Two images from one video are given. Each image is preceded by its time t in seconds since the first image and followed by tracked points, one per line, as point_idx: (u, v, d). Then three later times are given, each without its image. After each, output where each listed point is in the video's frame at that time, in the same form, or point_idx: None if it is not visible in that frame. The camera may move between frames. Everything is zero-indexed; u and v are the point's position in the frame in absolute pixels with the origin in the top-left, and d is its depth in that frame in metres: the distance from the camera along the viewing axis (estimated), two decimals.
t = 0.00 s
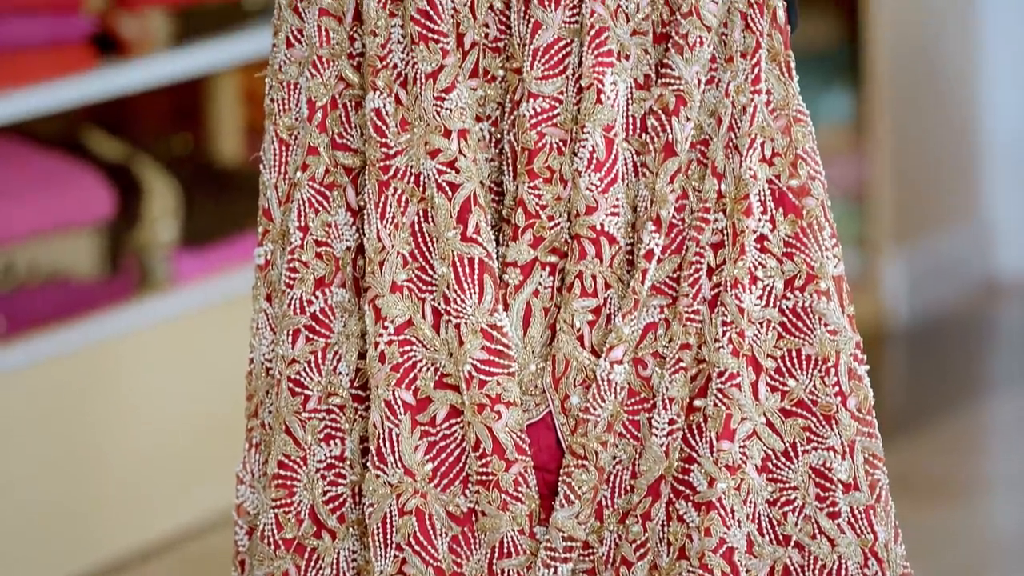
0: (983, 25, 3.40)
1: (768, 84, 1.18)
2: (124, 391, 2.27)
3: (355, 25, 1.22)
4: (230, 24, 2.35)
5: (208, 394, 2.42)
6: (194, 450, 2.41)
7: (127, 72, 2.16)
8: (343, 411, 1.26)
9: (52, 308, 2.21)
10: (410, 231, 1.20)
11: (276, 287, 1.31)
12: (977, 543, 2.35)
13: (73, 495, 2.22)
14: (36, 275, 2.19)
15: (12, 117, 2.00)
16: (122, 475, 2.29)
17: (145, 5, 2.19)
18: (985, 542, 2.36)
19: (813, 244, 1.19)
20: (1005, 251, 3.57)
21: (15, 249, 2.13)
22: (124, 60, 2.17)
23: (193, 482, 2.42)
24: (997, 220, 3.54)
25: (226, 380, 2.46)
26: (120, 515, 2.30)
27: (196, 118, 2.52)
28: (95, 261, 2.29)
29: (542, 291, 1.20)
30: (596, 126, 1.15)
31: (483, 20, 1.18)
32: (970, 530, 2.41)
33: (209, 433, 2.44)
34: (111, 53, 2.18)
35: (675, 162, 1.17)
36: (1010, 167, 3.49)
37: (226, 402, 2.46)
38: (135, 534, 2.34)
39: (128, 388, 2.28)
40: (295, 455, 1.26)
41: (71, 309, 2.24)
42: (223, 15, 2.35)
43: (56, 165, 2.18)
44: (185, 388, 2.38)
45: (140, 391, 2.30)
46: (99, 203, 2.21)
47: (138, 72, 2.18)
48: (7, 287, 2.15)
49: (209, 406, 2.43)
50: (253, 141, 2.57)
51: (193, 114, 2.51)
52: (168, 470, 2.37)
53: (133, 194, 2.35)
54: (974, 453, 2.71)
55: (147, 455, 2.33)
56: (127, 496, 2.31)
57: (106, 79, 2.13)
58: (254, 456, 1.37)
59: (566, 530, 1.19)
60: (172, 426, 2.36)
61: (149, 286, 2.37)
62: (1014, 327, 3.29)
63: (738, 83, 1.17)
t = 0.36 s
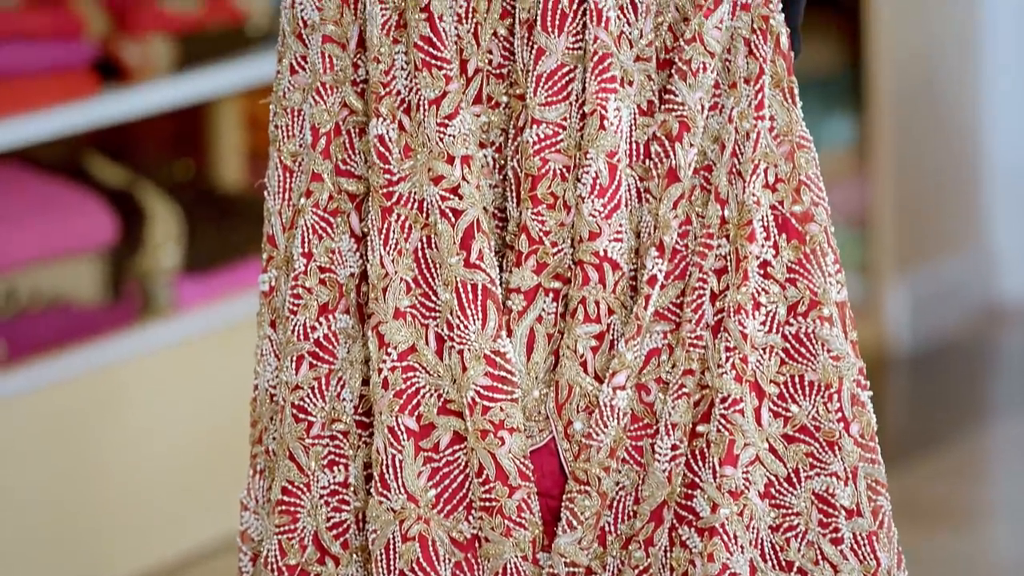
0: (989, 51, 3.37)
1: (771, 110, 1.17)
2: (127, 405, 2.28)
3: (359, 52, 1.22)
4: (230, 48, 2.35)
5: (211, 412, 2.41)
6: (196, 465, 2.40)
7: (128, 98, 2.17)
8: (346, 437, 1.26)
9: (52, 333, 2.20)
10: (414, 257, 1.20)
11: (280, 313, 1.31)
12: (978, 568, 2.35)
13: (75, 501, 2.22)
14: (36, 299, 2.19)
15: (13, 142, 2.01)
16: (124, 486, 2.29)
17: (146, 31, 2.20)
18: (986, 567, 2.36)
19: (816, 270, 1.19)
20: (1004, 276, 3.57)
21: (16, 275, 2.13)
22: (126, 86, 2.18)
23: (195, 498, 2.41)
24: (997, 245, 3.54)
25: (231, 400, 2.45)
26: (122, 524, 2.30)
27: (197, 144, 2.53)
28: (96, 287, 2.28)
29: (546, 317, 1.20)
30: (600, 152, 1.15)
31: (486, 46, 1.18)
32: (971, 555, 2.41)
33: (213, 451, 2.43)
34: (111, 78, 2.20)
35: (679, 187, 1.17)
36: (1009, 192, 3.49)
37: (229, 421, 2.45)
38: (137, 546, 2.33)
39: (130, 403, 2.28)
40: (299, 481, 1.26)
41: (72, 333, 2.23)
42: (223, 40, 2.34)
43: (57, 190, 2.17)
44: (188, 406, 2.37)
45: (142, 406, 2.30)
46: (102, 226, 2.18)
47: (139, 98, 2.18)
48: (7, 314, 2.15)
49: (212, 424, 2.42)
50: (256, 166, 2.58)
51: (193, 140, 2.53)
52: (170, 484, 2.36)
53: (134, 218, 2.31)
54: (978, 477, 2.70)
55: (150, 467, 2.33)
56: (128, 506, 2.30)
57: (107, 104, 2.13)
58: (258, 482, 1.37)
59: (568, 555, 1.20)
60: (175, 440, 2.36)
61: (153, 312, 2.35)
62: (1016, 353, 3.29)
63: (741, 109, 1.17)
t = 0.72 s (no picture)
0: (986, 78, 3.38)
1: (771, 137, 1.17)
2: (129, 412, 2.26)
3: (359, 79, 1.22)
4: (230, 76, 2.37)
5: (211, 423, 2.41)
6: (196, 472, 2.40)
7: (128, 125, 2.18)
8: (347, 464, 1.26)
9: (53, 361, 2.15)
10: (414, 284, 1.20)
11: (280, 340, 1.31)
12: None
13: (75, 504, 2.21)
14: (38, 328, 2.12)
15: (14, 168, 2.02)
16: (124, 490, 2.28)
17: (147, 59, 2.20)
18: None
19: (816, 297, 1.19)
20: (1005, 303, 3.56)
21: (15, 303, 2.06)
22: (127, 113, 2.19)
23: (194, 512, 2.41)
24: (996, 272, 3.54)
25: (232, 412, 2.45)
26: (122, 526, 2.28)
27: (197, 172, 2.46)
28: (98, 314, 2.21)
29: (546, 344, 1.20)
30: (600, 178, 1.15)
31: (486, 74, 1.18)
32: None
33: (213, 460, 2.42)
34: (114, 106, 2.18)
35: (678, 215, 1.17)
36: (1007, 219, 3.49)
37: (229, 431, 2.45)
38: (137, 550, 2.32)
39: (131, 410, 2.26)
40: (299, 508, 1.26)
41: (73, 362, 2.18)
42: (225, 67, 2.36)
43: (59, 217, 2.10)
44: (188, 421, 2.37)
45: (142, 421, 2.29)
46: (104, 254, 2.13)
47: (139, 125, 2.20)
48: (7, 342, 2.08)
49: (212, 439, 2.42)
50: (256, 194, 2.52)
51: (194, 168, 2.46)
52: (171, 498, 2.36)
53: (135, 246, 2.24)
54: (973, 504, 2.69)
55: (150, 472, 2.31)
56: (128, 510, 2.29)
57: (108, 132, 2.15)
58: (258, 509, 1.37)
59: None
60: (174, 454, 2.35)
61: (153, 340, 2.32)
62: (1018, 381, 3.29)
63: (741, 136, 1.17)
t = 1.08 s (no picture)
0: (986, 108, 3.36)
1: (773, 164, 1.17)
2: (130, 426, 2.11)
3: (361, 105, 1.22)
4: (230, 104, 2.26)
5: (215, 433, 2.27)
6: (197, 482, 2.24)
7: (128, 156, 2.05)
8: (348, 490, 1.26)
9: (53, 390, 2.04)
10: (416, 310, 1.20)
11: (282, 366, 1.31)
12: None
13: (78, 542, 2.06)
14: (40, 357, 2.02)
15: (10, 201, 1.90)
16: (127, 518, 2.13)
17: (149, 87, 2.08)
18: None
19: (817, 323, 1.19)
20: (1005, 331, 3.55)
21: (15, 331, 1.96)
22: (128, 144, 2.07)
23: (199, 551, 2.26)
24: (997, 300, 3.53)
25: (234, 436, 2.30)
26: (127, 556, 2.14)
27: (200, 201, 2.42)
28: (99, 344, 2.10)
29: (547, 369, 1.20)
30: (602, 206, 1.15)
31: (489, 100, 1.18)
32: None
33: (216, 470, 2.26)
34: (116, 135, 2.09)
35: (679, 241, 1.17)
36: (1008, 247, 3.48)
37: (235, 443, 2.30)
38: None
39: (133, 433, 2.12)
40: (300, 534, 1.26)
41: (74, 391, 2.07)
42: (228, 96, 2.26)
43: (59, 247, 2.03)
44: (192, 452, 2.22)
45: (145, 452, 2.14)
46: (103, 284, 2.03)
47: (140, 154, 2.07)
48: (7, 371, 1.98)
49: (214, 473, 2.27)
50: (258, 223, 2.45)
51: (196, 197, 2.42)
52: (175, 536, 2.21)
53: (135, 275, 2.13)
54: (977, 538, 2.67)
55: (150, 476, 2.16)
56: (130, 517, 2.13)
57: (106, 162, 2.02)
58: (259, 535, 1.36)
59: None
60: (179, 487, 2.20)
61: (155, 368, 2.19)
62: (1019, 411, 3.28)
63: (742, 162, 1.17)
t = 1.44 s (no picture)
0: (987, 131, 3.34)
1: (775, 188, 1.18)
2: (131, 453, 2.11)
3: (364, 131, 1.22)
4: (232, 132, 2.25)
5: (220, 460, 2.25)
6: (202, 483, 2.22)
7: (128, 183, 2.06)
8: (350, 515, 1.26)
9: (54, 417, 2.05)
10: (418, 335, 1.21)
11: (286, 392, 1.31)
12: None
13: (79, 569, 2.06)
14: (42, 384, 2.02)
15: (9, 230, 1.92)
16: (129, 544, 2.12)
17: (151, 114, 2.08)
18: None
19: (820, 348, 1.19)
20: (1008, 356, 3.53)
21: (17, 359, 1.97)
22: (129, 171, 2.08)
23: None
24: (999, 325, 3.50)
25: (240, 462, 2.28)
26: None
27: (200, 227, 2.41)
28: (100, 371, 2.10)
29: (550, 395, 1.20)
30: (603, 230, 1.15)
31: (491, 125, 1.18)
32: None
33: (222, 473, 2.25)
34: (117, 161, 2.10)
35: (681, 266, 1.18)
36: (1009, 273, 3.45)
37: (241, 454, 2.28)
38: None
39: (134, 460, 2.11)
40: (302, 559, 1.26)
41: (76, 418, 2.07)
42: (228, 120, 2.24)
43: (60, 274, 2.04)
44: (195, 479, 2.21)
45: (147, 479, 2.14)
46: (103, 311, 2.03)
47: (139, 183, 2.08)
48: (7, 400, 1.98)
49: (220, 499, 2.25)
50: (258, 249, 2.44)
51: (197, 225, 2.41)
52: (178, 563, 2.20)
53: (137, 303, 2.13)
54: (980, 565, 2.65)
55: (152, 480, 2.14)
56: (133, 521, 2.12)
57: (106, 190, 2.03)
58: (263, 561, 1.36)
59: None
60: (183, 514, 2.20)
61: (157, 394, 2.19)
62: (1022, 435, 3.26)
63: (744, 188, 1.17)
